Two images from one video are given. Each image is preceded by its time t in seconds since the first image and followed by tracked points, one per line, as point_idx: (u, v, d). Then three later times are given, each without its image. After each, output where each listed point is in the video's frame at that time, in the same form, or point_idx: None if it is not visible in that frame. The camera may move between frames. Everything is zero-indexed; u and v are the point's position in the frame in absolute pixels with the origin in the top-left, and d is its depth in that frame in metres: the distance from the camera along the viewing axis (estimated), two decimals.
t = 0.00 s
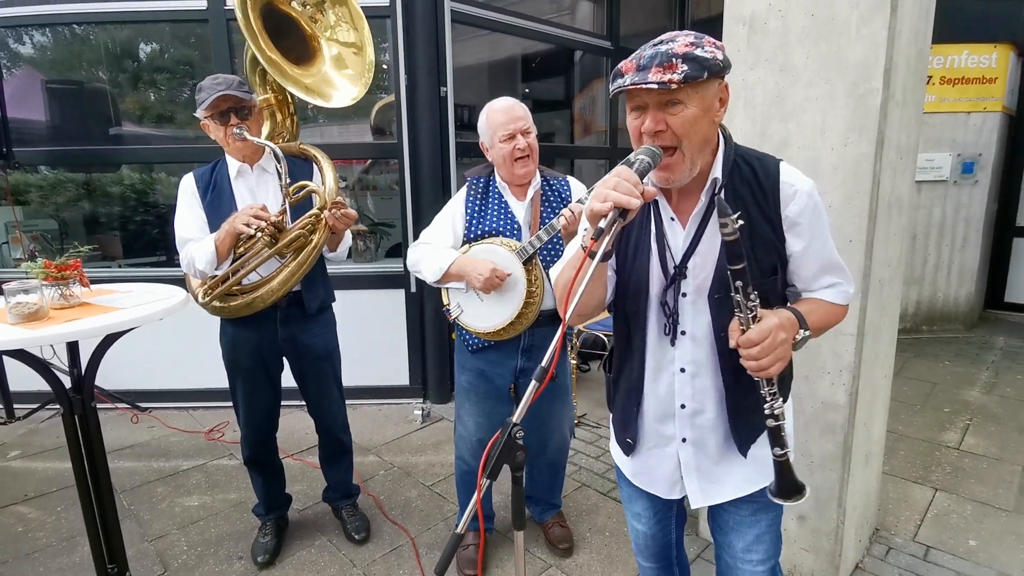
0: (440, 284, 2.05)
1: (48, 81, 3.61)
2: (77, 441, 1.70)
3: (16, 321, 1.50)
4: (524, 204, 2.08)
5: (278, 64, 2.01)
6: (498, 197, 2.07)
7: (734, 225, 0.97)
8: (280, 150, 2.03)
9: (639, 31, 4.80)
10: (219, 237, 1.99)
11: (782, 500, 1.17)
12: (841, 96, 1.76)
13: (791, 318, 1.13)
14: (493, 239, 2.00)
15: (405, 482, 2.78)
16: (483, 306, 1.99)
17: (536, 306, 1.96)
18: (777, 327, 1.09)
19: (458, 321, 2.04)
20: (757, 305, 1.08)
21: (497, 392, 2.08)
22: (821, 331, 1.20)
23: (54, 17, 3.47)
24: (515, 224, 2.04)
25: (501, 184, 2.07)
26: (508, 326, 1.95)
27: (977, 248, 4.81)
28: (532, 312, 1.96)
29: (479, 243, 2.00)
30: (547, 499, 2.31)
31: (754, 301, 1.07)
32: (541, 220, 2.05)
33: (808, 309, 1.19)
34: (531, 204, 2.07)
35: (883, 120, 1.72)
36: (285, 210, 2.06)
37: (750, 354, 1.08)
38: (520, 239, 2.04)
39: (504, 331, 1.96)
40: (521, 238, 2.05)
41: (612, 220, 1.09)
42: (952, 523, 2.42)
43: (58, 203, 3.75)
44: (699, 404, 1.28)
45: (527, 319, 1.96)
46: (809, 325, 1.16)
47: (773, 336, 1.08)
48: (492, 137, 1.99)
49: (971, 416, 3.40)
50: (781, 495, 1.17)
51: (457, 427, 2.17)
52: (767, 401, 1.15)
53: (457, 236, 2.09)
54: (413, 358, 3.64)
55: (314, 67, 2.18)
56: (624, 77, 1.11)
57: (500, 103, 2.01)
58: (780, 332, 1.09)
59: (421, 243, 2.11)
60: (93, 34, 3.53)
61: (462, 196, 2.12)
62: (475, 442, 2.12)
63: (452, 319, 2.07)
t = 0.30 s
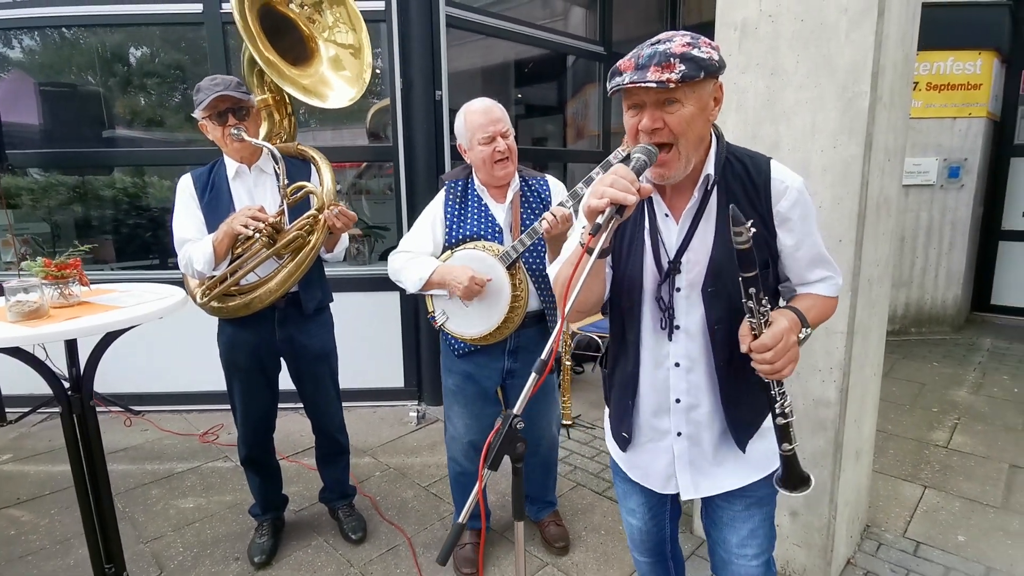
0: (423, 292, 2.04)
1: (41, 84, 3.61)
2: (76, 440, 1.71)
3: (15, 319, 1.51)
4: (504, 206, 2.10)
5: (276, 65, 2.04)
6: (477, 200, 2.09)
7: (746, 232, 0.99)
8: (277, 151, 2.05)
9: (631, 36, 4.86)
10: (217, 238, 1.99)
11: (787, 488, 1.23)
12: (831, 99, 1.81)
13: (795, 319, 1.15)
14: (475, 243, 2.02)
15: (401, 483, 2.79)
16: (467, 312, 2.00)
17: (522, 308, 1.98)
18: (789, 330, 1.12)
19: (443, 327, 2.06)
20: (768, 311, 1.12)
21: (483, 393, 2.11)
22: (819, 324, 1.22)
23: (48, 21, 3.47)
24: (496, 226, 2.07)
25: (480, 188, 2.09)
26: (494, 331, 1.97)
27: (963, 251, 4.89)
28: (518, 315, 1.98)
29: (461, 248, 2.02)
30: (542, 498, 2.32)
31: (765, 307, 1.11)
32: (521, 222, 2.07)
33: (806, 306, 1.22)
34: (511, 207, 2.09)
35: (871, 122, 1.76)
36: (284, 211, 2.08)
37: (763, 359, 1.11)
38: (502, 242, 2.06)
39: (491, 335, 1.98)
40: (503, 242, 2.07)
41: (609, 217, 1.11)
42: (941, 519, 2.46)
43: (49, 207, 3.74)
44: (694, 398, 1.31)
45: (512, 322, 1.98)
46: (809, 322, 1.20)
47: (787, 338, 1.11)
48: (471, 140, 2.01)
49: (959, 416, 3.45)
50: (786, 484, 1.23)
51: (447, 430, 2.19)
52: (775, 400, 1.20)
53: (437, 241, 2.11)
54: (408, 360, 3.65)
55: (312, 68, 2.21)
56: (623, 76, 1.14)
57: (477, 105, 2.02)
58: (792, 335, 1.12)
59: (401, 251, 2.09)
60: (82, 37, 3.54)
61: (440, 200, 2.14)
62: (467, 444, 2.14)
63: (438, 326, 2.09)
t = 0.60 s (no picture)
0: (417, 293, 2.08)
1: (40, 87, 3.63)
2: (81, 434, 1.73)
3: (24, 315, 1.54)
4: (493, 207, 2.14)
5: (278, 68, 2.08)
6: (466, 201, 2.13)
7: (722, 217, 1.04)
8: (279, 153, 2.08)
9: (627, 40, 4.91)
10: (218, 239, 2.02)
11: (778, 477, 1.24)
12: (821, 102, 1.86)
13: (779, 305, 1.19)
14: (465, 244, 2.05)
15: (399, 481, 2.82)
16: (461, 313, 2.04)
17: (515, 308, 2.01)
18: (768, 313, 1.15)
19: (437, 328, 2.10)
20: (746, 294, 1.16)
21: (476, 392, 2.15)
22: (810, 311, 1.26)
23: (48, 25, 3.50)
24: (486, 227, 2.11)
25: (469, 190, 2.14)
26: (487, 331, 2.00)
27: (954, 253, 4.96)
28: (511, 315, 2.01)
29: (451, 249, 2.05)
30: (538, 493, 2.36)
31: (744, 289, 1.16)
32: (510, 222, 2.11)
33: (798, 294, 1.25)
34: (500, 207, 2.14)
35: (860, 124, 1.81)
36: (285, 213, 2.10)
37: (745, 338, 1.14)
38: (492, 242, 2.10)
39: (484, 335, 2.01)
40: (492, 242, 2.11)
41: (607, 212, 1.15)
42: (932, 514, 2.51)
43: (47, 208, 3.75)
44: (688, 385, 1.35)
45: (505, 322, 2.01)
46: (797, 311, 1.23)
47: (766, 320, 1.15)
48: (460, 143, 2.04)
49: (950, 414, 3.50)
50: (777, 472, 1.24)
51: (442, 429, 2.21)
52: (761, 383, 1.21)
53: (429, 243, 2.14)
54: (406, 360, 3.68)
55: (314, 71, 2.24)
56: (618, 74, 1.17)
57: (465, 107, 2.04)
58: (772, 317, 1.16)
59: (393, 253, 2.13)
60: (78, 40, 3.56)
61: (429, 201, 2.17)
62: (463, 442, 2.17)
63: (431, 327, 2.13)
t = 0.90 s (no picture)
0: (419, 287, 2.10)
1: (41, 87, 3.64)
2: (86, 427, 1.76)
3: (32, 308, 1.57)
4: (496, 205, 2.17)
5: (279, 66, 2.11)
6: (470, 199, 2.16)
7: (718, 214, 1.09)
8: (282, 152, 2.12)
9: (624, 42, 4.95)
10: (222, 236, 2.05)
11: (760, 469, 1.27)
12: (814, 102, 1.89)
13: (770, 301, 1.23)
14: (468, 240, 2.08)
15: (399, 477, 2.85)
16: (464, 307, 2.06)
17: (516, 305, 2.06)
18: (757, 307, 1.19)
19: (439, 323, 2.12)
20: (738, 288, 1.20)
21: (476, 388, 2.17)
22: (799, 308, 1.31)
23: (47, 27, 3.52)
24: (488, 224, 2.14)
25: (473, 187, 2.16)
26: (489, 327, 2.05)
27: (948, 253, 5.01)
28: (512, 312, 2.06)
29: (455, 245, 2.07)
30: (537, 488, 2.39)
31: (735, 284, 1.19)
32: (513, 220, 2.14)
33: (790, 291, 1.31)
34: (503, 205, 2.17)
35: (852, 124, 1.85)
36: (287, 211, 2.13)
37: (732, 331, 1.18)
38: (494, 239, 2.13)
39: (485, 331, 2.06)
40: (495, 239, 2.14)
41: (604, 208, 1.19)
42: (924, 508, 2.54)
43: (47, 208, 3.77)
44: (684, 380, 1.38)
45: (506, 319, 2.06)
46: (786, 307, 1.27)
47: (755, 315, 1.18)
48: (464, 141, 2.06)
49: (943, 412, 3.54)
50: (758, 465, 1.28)
51: (442, 423, 2.24)
52: (747, 377, 1.26)
53: (432, 238, 2.16)
54: (405, 358, 3.71)
55: (313, 69, 2.27)
56: (618, 75, 1.21)
57: (469, 106, 2.07)
58: (761, 313, 1.19)
59: (396, 248, 2.15)
60: (76, 42, 3.59)
61: (433, 197, 2.19)
62: (463, 436, 2.20)
63: (434, 322, 2.14)
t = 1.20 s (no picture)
0: (428, 278, 2.13)
1: (40, 88, 3.65)
2: (89, 420, 1.77)
3: (37, 302, 1.59)
4: (508, 202, 2.19)
5: (283, 66, 2.13)
6: (481, 194, 2.18)
7: (733, 207, 1.11)
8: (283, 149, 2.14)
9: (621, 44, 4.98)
10: (223, 233, 2.06)
11: (795, 453, 1.33)
12: (808, 101, 1.92)
13: (791, 289, 1.24)
14: (479, 234, 2.10)
15: (398, 474, 2.86)
16: (471, 299, 2.08)
17: (524, 301, 2.06)
18: (781, 298, 1.20)
19: (446, 314, 2.14)
20: (760, 281, 1.21)
21: (483, 382, 2.20)
22: (821, 291, 1.30)
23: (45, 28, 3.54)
24: (499, 220, 2.15)
25: (484, 183, 2.18)
26: (496, 320, 2.05)
27: (943, 253, 5.05)
28: (519, 306, 2.06)
29: (466, 238, 2.09)
30: (537, 484, 2.41)
31: (757, 276, 1.21)
32: (524, 218, 2.17)
33: (811, 275, 1.30)
34: (514, 202, 2.19)
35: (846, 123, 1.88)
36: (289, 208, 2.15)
37: (757, 325, 1.20)
38: (505, 235, 2.14)
39: (492, 324, 2.06)
40: (505, 235, 2.15)
41: (599, 200, 1.22)
42: (919, 504, 2.57)
43: (46, 208, 3.78)
44: (697, 370, 1.40)
45: (513, 313, 2.06)
46: (809, 292, 1.27)
47: (780, 305, 1.19)
48: (478, 135, 2.09)
49: (938, 410, 3.57)
50: (793, 447, 1.33)
51: (446, 416, 2.27)
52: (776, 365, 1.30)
53: (443, 232, 2.19)
54: (404, 356, 3.72)
55: (314, 69, 2.29)
56: (615, 66, 1.24)
57: (484, 103, 2.12)
58: (786, 302, 1.20)
59: (407, 240, 2.19)
60: (74, 43, 3.60)
61: (445, 192, 2.21)
62: (466, 430, 2.23)
63: (442, 313, 2.16)
